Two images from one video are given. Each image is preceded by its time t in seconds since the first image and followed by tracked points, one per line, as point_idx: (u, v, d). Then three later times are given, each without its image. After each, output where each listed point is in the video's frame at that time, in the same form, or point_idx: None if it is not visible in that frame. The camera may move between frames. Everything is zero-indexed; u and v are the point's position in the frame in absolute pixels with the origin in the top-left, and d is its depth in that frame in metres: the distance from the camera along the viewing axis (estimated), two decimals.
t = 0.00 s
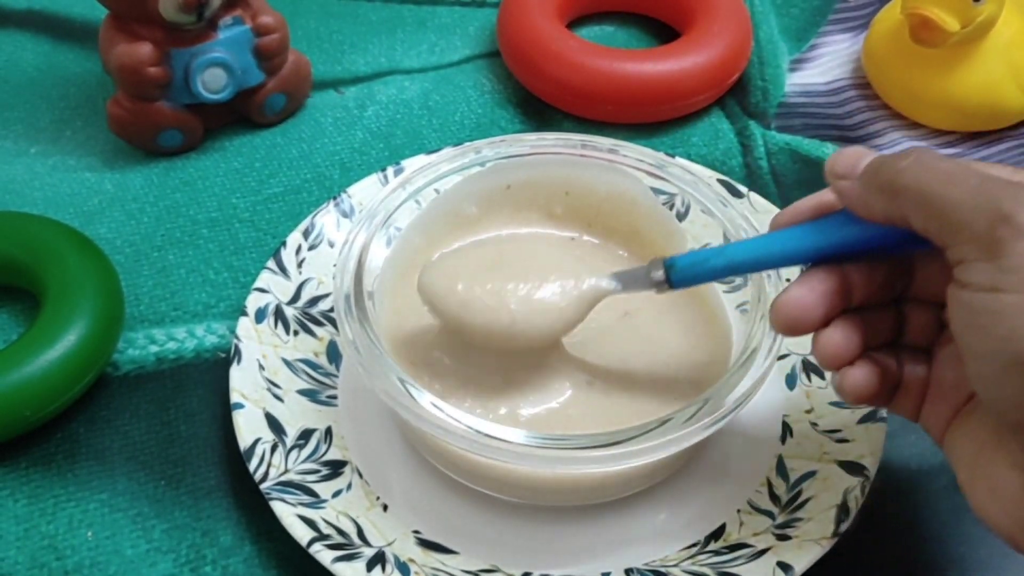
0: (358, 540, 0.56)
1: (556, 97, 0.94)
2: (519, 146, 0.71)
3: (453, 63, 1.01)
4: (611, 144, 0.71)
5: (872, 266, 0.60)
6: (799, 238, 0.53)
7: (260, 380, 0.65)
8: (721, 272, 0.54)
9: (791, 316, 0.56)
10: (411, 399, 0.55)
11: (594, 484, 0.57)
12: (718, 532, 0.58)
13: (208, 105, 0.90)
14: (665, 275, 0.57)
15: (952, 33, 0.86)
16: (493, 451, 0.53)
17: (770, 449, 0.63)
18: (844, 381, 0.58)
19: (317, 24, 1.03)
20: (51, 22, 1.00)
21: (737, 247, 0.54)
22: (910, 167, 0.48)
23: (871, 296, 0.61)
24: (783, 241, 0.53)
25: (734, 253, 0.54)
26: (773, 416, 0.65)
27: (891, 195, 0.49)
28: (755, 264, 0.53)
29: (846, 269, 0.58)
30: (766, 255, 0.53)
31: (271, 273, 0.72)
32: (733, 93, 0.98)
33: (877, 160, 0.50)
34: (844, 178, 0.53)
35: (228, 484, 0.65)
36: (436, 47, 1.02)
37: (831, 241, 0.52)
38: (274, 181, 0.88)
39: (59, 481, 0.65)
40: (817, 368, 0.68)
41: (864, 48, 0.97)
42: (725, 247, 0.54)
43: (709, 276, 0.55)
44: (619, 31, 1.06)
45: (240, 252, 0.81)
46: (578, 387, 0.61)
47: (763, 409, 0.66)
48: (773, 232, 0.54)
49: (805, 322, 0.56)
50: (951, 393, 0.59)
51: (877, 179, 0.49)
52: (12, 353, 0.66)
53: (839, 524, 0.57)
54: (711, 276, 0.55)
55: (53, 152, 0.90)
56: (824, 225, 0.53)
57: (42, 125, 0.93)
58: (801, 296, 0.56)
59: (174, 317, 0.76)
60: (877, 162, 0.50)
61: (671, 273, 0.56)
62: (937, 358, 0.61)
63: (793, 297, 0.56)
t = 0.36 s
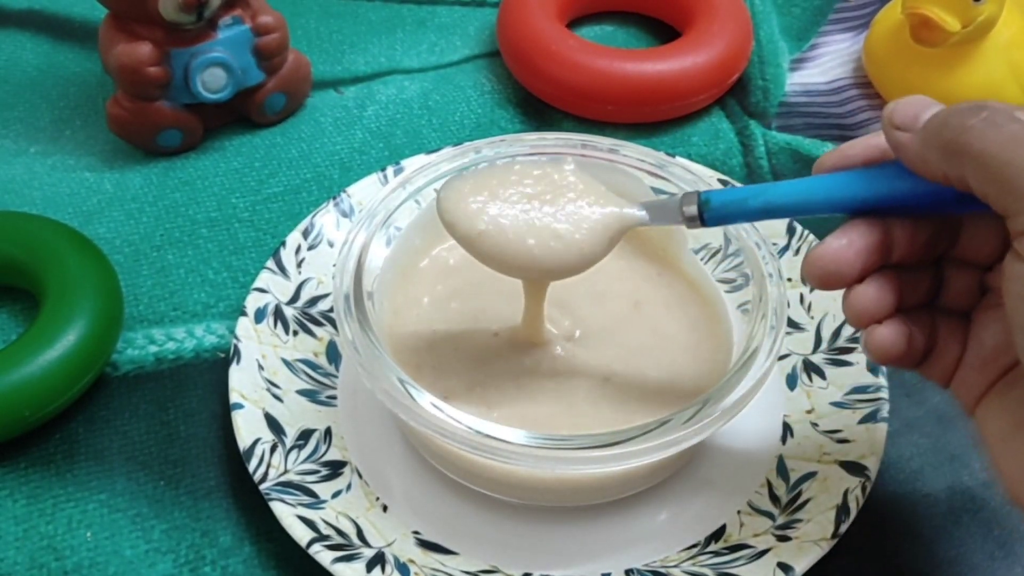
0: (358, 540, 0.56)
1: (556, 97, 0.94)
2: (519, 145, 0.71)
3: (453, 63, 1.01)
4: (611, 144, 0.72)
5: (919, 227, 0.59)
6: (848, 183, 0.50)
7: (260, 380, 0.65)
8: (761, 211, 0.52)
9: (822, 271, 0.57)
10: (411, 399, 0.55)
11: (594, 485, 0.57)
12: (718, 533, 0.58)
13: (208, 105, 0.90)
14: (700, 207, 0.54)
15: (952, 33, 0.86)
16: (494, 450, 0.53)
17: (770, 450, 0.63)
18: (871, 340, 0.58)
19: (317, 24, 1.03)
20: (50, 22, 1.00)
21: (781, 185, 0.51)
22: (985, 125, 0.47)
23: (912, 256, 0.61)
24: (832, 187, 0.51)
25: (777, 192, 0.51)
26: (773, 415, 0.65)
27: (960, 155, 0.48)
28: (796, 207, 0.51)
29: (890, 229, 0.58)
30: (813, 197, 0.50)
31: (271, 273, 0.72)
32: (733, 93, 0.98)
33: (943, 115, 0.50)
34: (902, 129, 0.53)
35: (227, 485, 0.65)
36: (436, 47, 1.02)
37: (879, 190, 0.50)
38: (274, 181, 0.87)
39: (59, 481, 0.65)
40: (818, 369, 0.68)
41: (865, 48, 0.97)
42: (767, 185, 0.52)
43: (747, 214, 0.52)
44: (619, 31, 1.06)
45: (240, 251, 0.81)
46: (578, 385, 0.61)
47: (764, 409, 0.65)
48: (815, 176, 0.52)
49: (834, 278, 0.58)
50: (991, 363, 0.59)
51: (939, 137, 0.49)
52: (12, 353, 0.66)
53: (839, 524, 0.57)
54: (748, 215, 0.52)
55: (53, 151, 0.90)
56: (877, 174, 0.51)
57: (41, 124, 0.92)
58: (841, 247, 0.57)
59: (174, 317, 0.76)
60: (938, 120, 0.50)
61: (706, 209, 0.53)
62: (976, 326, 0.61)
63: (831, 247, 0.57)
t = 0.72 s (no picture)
0: (358, 540, 0.56)
1: (556, 98, 0.94)
2: (518, 146, 0.71)
3: (453, 63, 1.01)
4: (611, 144, 0.71)
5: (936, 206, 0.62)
6: (859, 169, 0.50)
7: (260, 380, 0.65)
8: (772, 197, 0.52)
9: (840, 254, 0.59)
10: (411, 399, 0.55)
11: (594, 485, 0.57)
12: (718, 532, 0.58)
13: (208, 105, 0.90)
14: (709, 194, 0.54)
15: (952, 33, 0.86)
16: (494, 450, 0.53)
17: (769, 450, 0.63)
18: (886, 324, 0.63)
19: (317, 24, 1.03)
20: (51, 22, 1.00)
21: (793, 172, 0.51)
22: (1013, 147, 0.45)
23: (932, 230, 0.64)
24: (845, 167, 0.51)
25: (788, 179, 0.51)
26: (773, 415, 0.65)
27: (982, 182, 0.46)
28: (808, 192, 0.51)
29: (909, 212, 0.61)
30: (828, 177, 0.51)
31: (271, 273, 0.72)
32: (733, 93, 0.98)
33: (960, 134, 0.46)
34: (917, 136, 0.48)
35: (228, 484, 0.65)
36: (436, 47, 1.02)
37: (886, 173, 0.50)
38: (275, 181, 0.88)
39: (59, 481, 0.65)
40: (817, 369, 0.68)
41: (864, 48, 0.97)
42: (780, 171, 0.51)
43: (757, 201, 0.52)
44: (619, 31, 1.06)
45: (240, 251, 0.81)
46: (579, 387, 0.61)
47: (764, 408, 0.66)
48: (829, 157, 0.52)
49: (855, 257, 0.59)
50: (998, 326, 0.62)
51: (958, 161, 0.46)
52: (13, 353, 0.66)
53: (838, 525, 0.57)
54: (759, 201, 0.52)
55: (53, 151, 0.90)
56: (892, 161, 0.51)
57: (42, 124, 0.93)
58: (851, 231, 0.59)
59: (174, 317, 0.76)
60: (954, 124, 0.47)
61: (718, 191, 0.54)
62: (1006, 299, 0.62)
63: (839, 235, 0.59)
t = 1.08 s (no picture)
0: (358, 540, 0.56)
1: (555, 98, 0.94)
2: (519, 145, 0.71)
3: (453, 63, 1.01)
4: (610, 143, 0.71)
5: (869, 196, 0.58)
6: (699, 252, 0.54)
7: (260, 380, 0.65)
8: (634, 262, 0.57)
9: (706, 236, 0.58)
10: (411, 399, 0.56)
11: (594, 484, 0.57)
12: (718, 532, 0.58)
13: (208, 105, 0.90)
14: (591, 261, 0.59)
15: (952, 33, 0.86)
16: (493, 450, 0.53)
17: (770, 449, 0.63)
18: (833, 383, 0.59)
19: (317, 24, 1.03)
20: (51, 22, 1.00)
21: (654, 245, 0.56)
22: (800, 278, 0.45)
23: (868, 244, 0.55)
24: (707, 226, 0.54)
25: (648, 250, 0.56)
26: (773, 415, 0.65)
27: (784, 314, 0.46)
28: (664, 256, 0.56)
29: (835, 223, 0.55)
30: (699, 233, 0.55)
31: (271, 273, 0.72)
32: (733, 93, 0.98)
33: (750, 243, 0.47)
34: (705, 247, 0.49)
35: (228, 484, 0.65)
36: (436, 47, 1.02)
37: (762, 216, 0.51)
38: (274, 181, 0.88)
39: (59, 481, 0.65)
40: (818, 368, 0.68)
41: (864, 48, 0.97)
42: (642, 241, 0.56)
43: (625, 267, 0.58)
44: (619, 31, 1.06)
45: (240, 251, 0.81)
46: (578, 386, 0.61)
47: (764, 408, 0.65)
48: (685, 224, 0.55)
49: (703, 211, 0.60)
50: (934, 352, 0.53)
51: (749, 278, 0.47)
52: (13, 353, 0.66)
53: (838, 525, 0.57)
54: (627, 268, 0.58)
55: (53, 151, 0.90)
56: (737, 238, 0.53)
57: (42, 124, 0.93)
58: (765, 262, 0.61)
59: (174, 317, 0.76)
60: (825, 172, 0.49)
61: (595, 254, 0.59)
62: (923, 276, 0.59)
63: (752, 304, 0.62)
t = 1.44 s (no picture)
0: (358, 540, 0.56)
1: (555, 97, 0.94)
2: (518, 146, 0.71)
3: (453, 63, 1.01)
4: (610, 143, 0.71)
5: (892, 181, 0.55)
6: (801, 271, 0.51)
7: (260, 380, 0.65)
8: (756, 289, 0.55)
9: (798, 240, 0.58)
10: (411, 399, 0.55)
11: (594, 484, 0.57)
12: (718, 532, 0.58)
13: (208, 105, 0.90)
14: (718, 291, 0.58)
15: (953, 33, 0.86)
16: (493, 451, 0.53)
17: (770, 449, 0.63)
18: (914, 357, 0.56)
19: (317, 23, 1.03)
20: (51, 22, 1.00)
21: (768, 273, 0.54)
22: (912, 295, 0.44)
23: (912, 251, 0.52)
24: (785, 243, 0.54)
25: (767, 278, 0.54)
26: (773, 417, 0.65)
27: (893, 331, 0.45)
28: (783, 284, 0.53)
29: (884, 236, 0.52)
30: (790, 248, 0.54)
31: (271, 273, 0.72)
32: (733, 93, 0.98)
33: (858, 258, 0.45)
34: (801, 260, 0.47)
35: (228, 484, 0.65)
36: (436, 47, 1.02)
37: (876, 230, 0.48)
38: (275, 181, 0.88)
39: (59, 481, 0.65)
40: (818, 369, 0.68)
41: (864, 48, 0.97)
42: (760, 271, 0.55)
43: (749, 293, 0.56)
44: (619, 31, 1.06)
45: (240, 251, 0.81)
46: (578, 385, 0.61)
47: (764, 408, 0.66)
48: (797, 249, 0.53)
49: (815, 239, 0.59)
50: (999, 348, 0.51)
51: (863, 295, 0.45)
52: (12, 353, 0.66)
53: (838, 524, 0.57)
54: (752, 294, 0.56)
55: (53, 151, 0.90)
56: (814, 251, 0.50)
57: (42, 125, 0.93)
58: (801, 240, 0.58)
59: (174, 317, 0.76)
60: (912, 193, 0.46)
61: (719, 284, 0.58)
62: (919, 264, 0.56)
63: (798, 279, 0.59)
